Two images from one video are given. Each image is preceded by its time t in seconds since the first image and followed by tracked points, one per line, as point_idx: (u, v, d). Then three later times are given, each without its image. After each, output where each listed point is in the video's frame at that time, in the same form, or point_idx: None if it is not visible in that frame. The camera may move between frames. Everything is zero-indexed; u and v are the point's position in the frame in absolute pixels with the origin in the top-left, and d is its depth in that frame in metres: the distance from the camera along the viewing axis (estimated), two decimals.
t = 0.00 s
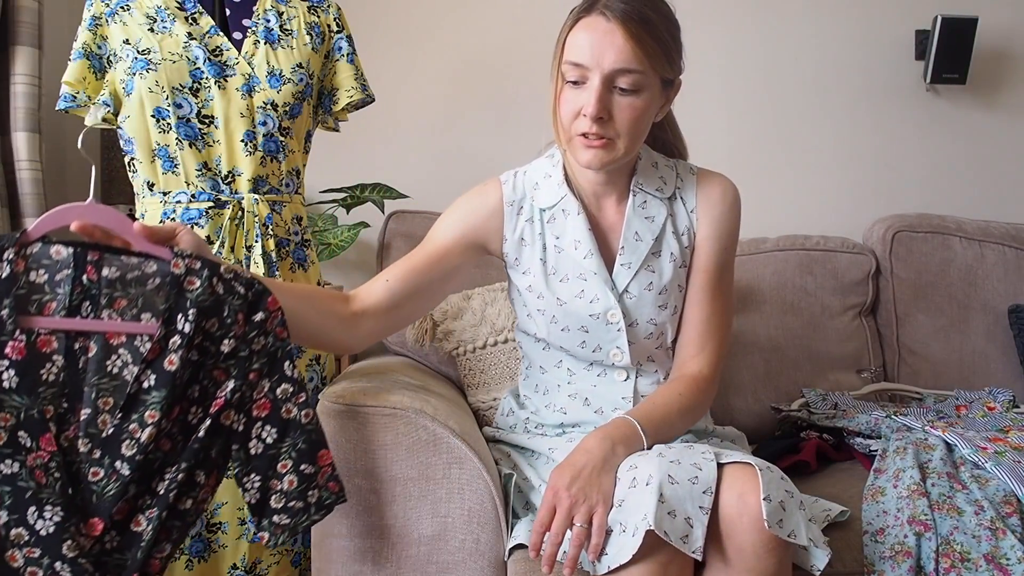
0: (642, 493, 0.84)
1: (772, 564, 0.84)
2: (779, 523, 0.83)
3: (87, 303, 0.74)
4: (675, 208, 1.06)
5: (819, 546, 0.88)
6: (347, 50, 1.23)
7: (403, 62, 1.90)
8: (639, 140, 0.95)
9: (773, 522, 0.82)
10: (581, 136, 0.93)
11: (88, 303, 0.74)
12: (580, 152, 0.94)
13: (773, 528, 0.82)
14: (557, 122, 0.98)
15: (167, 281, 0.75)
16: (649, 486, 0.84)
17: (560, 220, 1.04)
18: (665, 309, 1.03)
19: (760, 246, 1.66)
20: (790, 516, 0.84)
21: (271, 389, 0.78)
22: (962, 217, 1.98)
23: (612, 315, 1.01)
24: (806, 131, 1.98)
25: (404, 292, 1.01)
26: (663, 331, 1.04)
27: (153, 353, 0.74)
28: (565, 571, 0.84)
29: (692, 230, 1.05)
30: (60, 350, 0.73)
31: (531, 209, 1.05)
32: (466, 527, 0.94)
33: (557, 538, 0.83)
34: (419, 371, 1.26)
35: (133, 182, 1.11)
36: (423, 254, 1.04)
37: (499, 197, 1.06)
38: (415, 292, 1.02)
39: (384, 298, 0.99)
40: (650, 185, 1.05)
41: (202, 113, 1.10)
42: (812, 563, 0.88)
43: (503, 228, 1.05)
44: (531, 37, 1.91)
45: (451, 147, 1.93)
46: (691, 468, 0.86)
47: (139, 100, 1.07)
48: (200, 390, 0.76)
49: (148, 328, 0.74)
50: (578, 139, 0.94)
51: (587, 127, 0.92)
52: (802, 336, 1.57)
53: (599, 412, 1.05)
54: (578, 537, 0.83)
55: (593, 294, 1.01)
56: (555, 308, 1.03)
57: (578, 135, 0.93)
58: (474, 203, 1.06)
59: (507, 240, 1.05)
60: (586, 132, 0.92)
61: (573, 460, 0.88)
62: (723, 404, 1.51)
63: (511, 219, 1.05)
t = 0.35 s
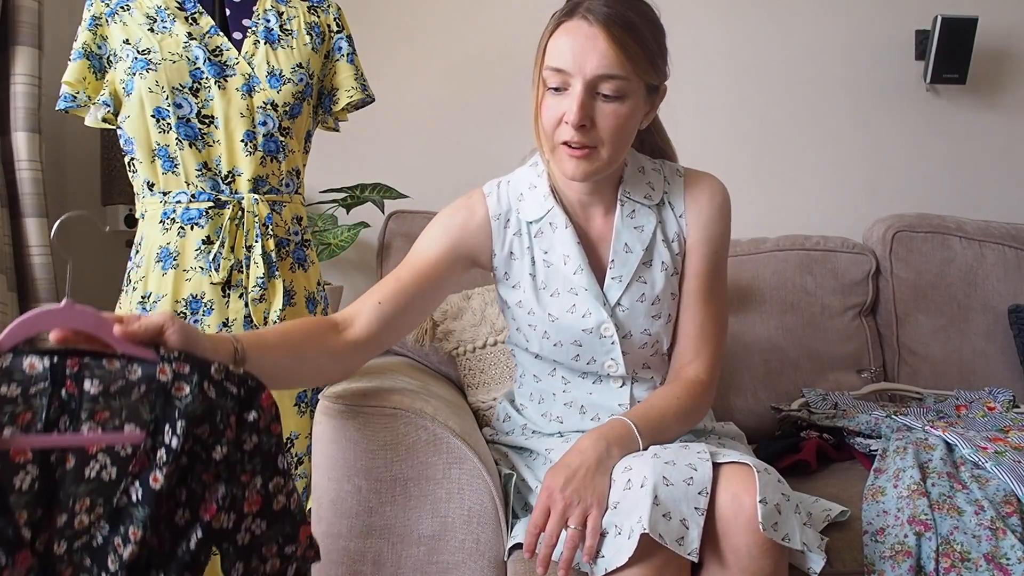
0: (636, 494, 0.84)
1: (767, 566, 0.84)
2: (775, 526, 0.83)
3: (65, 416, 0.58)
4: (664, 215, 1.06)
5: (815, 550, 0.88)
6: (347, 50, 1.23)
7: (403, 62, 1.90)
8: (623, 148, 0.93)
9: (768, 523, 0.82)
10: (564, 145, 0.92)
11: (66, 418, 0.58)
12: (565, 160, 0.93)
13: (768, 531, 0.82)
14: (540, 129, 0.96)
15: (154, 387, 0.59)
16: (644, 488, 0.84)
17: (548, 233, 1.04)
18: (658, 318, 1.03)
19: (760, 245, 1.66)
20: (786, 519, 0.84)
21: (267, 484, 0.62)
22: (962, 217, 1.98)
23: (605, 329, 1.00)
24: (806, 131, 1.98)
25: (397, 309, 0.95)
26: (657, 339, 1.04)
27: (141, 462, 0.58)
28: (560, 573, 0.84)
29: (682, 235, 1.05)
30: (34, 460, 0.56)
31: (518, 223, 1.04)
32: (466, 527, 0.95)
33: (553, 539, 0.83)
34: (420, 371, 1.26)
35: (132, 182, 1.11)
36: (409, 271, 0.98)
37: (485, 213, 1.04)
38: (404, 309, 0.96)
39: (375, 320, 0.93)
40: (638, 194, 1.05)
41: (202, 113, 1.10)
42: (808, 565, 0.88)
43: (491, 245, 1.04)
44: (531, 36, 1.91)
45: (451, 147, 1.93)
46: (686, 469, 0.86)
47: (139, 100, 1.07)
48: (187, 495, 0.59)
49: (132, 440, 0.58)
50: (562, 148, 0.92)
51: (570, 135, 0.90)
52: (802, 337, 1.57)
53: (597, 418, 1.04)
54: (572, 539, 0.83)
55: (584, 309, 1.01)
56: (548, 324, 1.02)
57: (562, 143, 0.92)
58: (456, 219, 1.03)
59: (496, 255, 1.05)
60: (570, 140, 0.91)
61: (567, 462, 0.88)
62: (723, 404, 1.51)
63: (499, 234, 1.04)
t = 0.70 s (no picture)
0: (630, 498, 0.84)
1: (762, 568, 0.83)
2: (768, 530, 0.83)
3: (14, 509, 0.49)
4: (655, 223, 1.05)
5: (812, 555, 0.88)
6: (347, 50, 1.23)
7: (404, 63, 1.90)
8: (609, 160, 0.92)
9: (761, 526, 0.82)
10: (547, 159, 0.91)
11: (15, 513, 0.49)
12: (549, 173, 0.92)
13: (761, 535, 0.82)
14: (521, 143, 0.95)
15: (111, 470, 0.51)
16: (638, 492, 0.83)
17: (537, 251, 1.01)
18: (655, 329, 1.03)
19: (760, 245, 1.66)
20: (779, 524, 0.84)
21: None
22: (962, 217, 1.98)
23: (602, 345, 0.99)
24: (806, 131, 1.98)
25: (393, 338, 0.89)
26: (655, 349, 1.04)
27: (98, 562, 0.48)
28: None
29: (674, 242, 1.04)
30: None
31: (508, 242, 1.02)
32: (466, 527, 0.95)
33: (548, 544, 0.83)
34: (420, 371, 1.26)
35: (133, 182, 1.11)
36: (402, 295, 0.93)
37: (473, 232, 1.01)
38: (400, 336, 0.89)
39: (370, 351, 0.86)
40: (628, 204, 1.04)
41: (202, 113, 1.10)
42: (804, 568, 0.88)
43: (483, 264, 1.02)
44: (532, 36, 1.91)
45: (451, 147, 1.93)
46: (681, 471, 0.86)
47: (139, 100, 1.07)
48: None
49: (86, 535, 0.48)
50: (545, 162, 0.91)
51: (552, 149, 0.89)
52: (802, 337, 1.57)
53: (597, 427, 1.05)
54: (566, 543, 0.83)
55: (580, 326, 0.99)
56: (544, 342, 1.01)
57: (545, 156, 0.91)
58: (442, 237, 1.00)
59: (489, 275, 1.02)
60: (553, 153, 0.90)
61: (560, 465, 0.88)
62: (724, 404, 1.51)
63: (490, 252, 1.01)
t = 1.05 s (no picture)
0: (623, 498, 0.84)
1: (757, 568, 0.83)
2: (764, 532, 0.82)
3: None
4: (652, 230, 1.05)
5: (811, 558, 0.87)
6: (347, 50, 1.22)
7: (403, 62, 1.90)
8: (597, 170, 0.91)
9: (756, 530, 0.82)
10: (535, 172, 0.90)
11: None
12: (537, 186, 0.91)
13: (756, 537, 0.81)
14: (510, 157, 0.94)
15: None
16: (631, 493, 0.83)
17: (531, 261, 1.01)
18: (653, 336, 1.02)
19: (760, 245, 1.66)
20: (775, 526, 0.84)
21: None
22: (963, 217, 1.98)
23: (599, 353, 0.99)
24: (806, 131, 1.98)
25: (386, 363, 0.88)
26: (654, 355, 1.04)
27: None
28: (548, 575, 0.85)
29: (671, 248, 1.04)
30: None
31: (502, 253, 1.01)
32: (466, 527, 0.94)
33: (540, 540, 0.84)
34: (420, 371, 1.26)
35: (133, 182, 1.11)
36: (396, 316, 0.92)
37: (467, 244, 1.01)
38: (396, 359, 0.89)
39: (362, 381, 0.87)
40: (623, 211, 1.03)
41: (202, 113, 1.09)
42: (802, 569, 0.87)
43: (479, 275, 1.01)
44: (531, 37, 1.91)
45: (450, 147, 1.93)
46: (674, 472, 0.86)
47: (139, 100, 1.07)
48: None
49: None
50: (533, 174, 0.90)
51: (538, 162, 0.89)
52: (802, 337, 1.57)
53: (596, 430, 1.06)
54: (558, 543, 0.83)
55: (577, 336, 1.00)
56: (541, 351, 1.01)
57: (532, 170, 0.90)
58: (436, 251, 0.99)
59: (485, 286, 1.02)
60: (539, 166, 0.89)
61: (553, 466, 0.88)
62: (724, 403, 1.51)
63: (485, 264, 1.01)
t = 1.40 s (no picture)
0: (622, 499, 0.84)
1: (756, 568, 0.83)
2: (763, 532, 0.82)
3: None
4: (648, 232, 1.05)
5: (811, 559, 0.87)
6: (347, 50, 1.22)
7: (404, 62, 1.90)
8: (590, 170, 0.91)
9: (755, 530, 0.81)
10: (528, 176, 0.90)
11: None
12: (532, 191, 0.91)
13: (755, 537, 0.81)
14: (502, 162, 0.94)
15: None
16: (630, 493, 0.83)
17: (528, 265, 1.01)
18: (651, 338, 1.02)
19: (760, 245, 1.66)
20: (775, 526, 0.84)
21: None
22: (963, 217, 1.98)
23: (598, 356, 0.99)
24: (806, 131, 1.98)
25: (392, 369, 0.88)
26: (652, 357, 1.04)
27: None
28: None
29: (668, 249, 1.04)
30: None
31: (499, 258, 1.01)
32: (466, 527, 0.95)
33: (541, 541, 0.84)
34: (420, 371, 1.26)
35: (133, 182, 1.11)
36: (398, 322, 0.92)
37: (465, 249, 1.01)
38: (401, 363, 0.89)
39: (370, 388, 0.86)
40: (619, 213, 1.03)
41: (202, 113, 1.09)
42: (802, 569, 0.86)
43: (477, 280, 1.01)
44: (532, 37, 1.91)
45: (451, 147, 1.93)
46: (674, 471, 0.86)
47: (139, 99, 1.07)
48: None
49: None
50: (526, 178, 0.91)
51: (531, 166, 0.89)
52: (802, 337, 1.57)
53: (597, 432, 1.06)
54: (558, 544, 0.83)
55: (575, 339, 0.99)
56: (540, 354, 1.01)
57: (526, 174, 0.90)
58: (433, 257, 0.99)
59: (484, 291, 1.02)
60: (533, 171, 0.89)
61: (552, 467, 0.88)
62: (724, 403, 1.51)
63: (482, 269, 1.01)
